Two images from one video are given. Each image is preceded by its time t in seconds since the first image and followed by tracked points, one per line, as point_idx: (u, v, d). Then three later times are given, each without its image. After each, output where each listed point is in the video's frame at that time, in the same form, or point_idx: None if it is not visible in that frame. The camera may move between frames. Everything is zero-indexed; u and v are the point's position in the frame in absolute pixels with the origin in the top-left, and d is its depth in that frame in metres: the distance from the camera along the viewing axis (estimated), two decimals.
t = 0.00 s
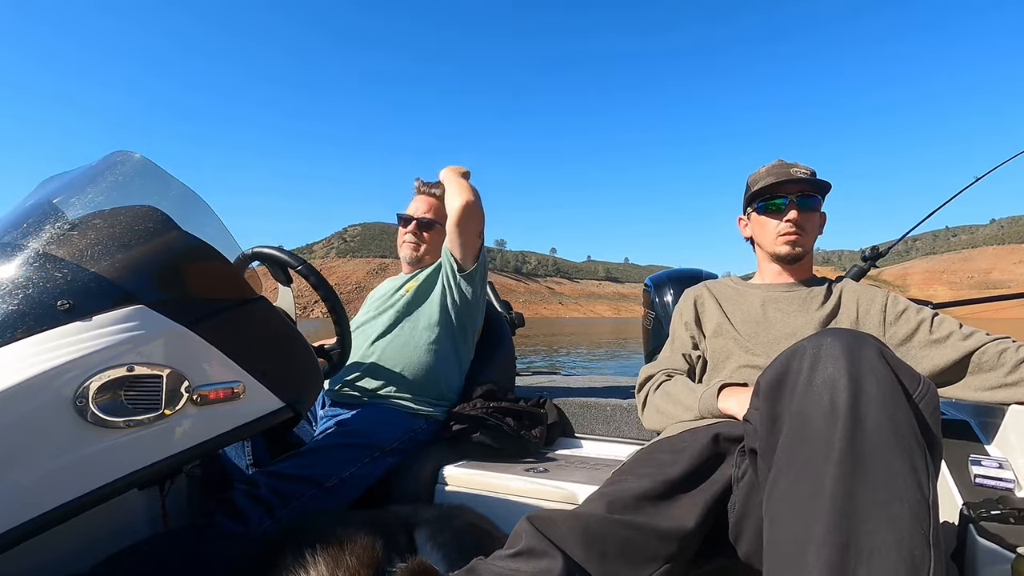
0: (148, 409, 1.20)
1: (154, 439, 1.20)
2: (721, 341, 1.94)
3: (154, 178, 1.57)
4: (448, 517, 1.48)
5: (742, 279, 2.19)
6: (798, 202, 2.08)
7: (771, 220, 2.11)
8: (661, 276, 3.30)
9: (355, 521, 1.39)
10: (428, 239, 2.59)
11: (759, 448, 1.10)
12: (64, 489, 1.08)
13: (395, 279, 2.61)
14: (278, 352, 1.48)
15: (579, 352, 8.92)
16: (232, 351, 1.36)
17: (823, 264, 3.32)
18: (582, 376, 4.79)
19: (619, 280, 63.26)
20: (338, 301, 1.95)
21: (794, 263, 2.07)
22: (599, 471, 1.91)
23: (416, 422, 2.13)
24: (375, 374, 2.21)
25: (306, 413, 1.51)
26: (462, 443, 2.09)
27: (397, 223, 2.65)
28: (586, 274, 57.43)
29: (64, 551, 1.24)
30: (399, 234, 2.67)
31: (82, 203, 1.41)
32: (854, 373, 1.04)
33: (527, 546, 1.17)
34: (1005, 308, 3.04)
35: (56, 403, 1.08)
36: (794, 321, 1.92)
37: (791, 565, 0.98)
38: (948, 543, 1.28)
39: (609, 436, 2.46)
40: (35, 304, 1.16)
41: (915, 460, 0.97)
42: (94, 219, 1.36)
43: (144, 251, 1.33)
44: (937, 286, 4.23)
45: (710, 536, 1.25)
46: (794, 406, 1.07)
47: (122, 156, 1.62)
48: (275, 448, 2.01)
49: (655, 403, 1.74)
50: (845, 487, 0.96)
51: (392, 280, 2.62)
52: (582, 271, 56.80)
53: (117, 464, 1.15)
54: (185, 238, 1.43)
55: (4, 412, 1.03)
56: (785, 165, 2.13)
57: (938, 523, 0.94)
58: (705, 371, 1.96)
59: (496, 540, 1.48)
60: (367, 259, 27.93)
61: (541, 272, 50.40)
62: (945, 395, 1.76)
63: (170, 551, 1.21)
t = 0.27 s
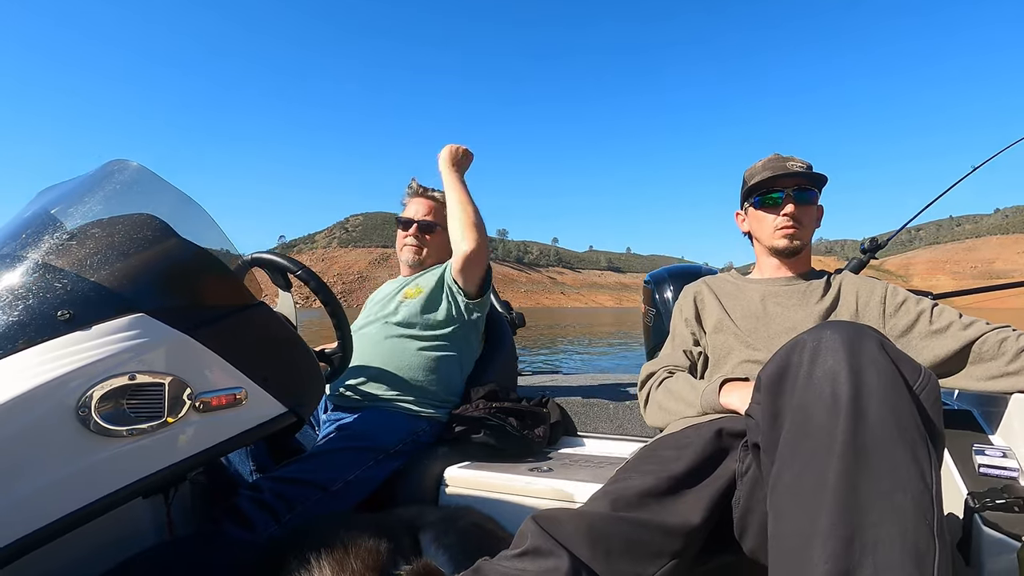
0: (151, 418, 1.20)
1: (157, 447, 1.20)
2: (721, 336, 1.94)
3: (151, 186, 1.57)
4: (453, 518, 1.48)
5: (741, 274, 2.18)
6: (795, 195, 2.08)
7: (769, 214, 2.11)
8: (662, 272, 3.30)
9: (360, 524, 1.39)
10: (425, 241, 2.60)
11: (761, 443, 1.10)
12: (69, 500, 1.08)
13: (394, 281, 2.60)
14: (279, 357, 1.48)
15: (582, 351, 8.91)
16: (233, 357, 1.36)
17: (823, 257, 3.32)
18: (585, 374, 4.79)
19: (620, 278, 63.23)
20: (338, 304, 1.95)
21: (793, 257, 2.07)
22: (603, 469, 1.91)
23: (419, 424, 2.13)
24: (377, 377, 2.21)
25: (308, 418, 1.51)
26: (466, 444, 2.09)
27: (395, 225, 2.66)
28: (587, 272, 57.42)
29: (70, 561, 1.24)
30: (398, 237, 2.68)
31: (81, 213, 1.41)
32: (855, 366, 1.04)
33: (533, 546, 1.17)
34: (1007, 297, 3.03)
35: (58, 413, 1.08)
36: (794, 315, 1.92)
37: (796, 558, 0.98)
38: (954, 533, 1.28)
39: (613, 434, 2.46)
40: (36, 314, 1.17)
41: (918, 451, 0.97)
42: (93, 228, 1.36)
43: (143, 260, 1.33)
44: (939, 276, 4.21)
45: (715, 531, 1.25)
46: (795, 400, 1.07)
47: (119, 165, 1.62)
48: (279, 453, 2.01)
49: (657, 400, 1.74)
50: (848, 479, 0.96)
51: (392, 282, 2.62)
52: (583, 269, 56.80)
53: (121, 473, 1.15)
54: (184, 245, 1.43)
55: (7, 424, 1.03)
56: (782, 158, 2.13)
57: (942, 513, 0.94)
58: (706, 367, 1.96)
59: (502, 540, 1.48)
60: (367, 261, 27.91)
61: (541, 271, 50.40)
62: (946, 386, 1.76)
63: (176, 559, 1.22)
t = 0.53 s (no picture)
0: (153, 423, 1.20)
1: (160, 452, 1.20)
2: (722, 333, 1.94)
3: (150, 192, 1.57)
4: (456, 519, 1.48)
5: (740, 271, 2.19)
6: (793, 190, 2.07)
7: (766, 210, 2.11)
8: (661, 270, 3.30)
9: (364, 527, 1.39)
10: (423, 242, 2.60)
11: (763, 439, 1.10)
12: (72, 506, 1.09)
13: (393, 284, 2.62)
14: (280, 361, 1.48)
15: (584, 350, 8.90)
16: (234, 361, 1.36)
17: (824, 252, 3.32)
18: (587, 373, 4.79)
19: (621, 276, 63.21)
20: (337, 306, 1.95)
21: (790, 253, 2.07)
22: (606, 467, 1.91)
23: (421, 426, 2.13)
24: (378, 379, 2.21)
25: (310, 421, 1.51)
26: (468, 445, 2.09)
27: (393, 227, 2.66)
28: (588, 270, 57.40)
29: (74, 567, 1.24)
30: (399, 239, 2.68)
31: (80, 219, 1.41)
32: (854, 360, 1.04)
33: (536, 546, 1.17)
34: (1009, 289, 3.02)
35: (61, 420, 1.09)
36: (794, 311, 1.92)
37: (799, 554, 0.98)
38: (957, 527, 1.28)
39: (615, 432, 2.46)
40: (36, 322, 1.17)
41: (918, 444, 0.97)
42: (92, 235, 1.37)
43: (142, 265, 1.34)
44: (941, 269, 4.20)
45: (719, 528, 1.25)
46: (795, 395, 1.07)
47: (118, 171, 1.62)
48: (282, 456, 2.02)
49: (658, 398, 1.74)
50: (849, 474, 0.96)
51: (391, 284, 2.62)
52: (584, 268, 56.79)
53: (124, 479, 1.15)
54: (183, 250, 1.43)
55: (9, 431, 1.03)
56: (779, 154, 2.13)
57: (943, 506, 0.94)
58: (707, 364, 1.96)
59: (505, 540, 1.48)
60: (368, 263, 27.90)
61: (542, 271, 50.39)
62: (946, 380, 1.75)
63: (180, 564, 1.22)
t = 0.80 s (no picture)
0: (152, 421, 1.20)
1: (159, 450, 1.20)
2: (721, 334, 1.94)
3: (150, 190, 1.58)
4: (455, 519, 1.48)
5: (739, 273, 2.19)
6: (791, 191, 2.07)
7: (765, 211, 2.11)
8: (661, 270, 3.30)
9: (363, 526, 1.39)
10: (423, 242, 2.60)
11: (762, 440, 1.10)
12: (71, 504, 1.09)
13: (393, 285, 2.64)
14: (280, 360, 1.48)
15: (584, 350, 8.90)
16: (233, 360, 1.36)
17: (824, 254, 3.32)
18: (587, 373, 4.79)
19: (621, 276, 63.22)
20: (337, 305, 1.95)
21: (789, 254, 2.07)
22: (605, 468, 1.91)
23: (420, 426, 2.13)
24: (377, 379, 2.21)
25: (309, 420, 1.51)
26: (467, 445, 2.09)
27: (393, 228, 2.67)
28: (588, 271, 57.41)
29: (73, 565, 1.24)
30: (399, 240, 2.69)
31: (80, 218, 1.41)
32: (853, 362, 1.04)
33: (535, 545, 1.17)
34: (1010, 291, 3.02)
35: (60, 418, 1.09)
36: (793, 312, 1.92)
37: (798, 555, 0.98)
38: (956, 528, 1.28)
39: (615, 433, 2.46)
40: (36, 319, 1.17)
41: (917, 446, 0.97)
42: (92, 233, 1.37)
43: (142, 264, 1.34)
44: (942, 271, 4.20)
45: (718, 529, 1.25)
46: (794, 396, 1.07)
47: (118, 169, 1.62)
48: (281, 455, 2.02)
49: (658, 399, 1.74)
50: (848, 475, 0.96)
51: (393, 285, 2.64)
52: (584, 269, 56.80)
53: (123, 477, 1.15)
54: (183, 249, 1.43)
55: (8, 429, 1.03)
56: (777, 155, 2.13)
57: (942, 508, 0.94)
58: (706, 365, 1.96)
59: (504, 540, 1.48)
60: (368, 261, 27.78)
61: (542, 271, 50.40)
62: (946, 381, 1.76)
63: (179, 562, 1.22)
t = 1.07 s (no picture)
0: (150, 414, 1.20)
1: (156, 443, 1.20)
2: (721, 339, 1.94)
3: (152, 182, 1.57)
4: (451, 518, 1.48)
5: (740, 277, 2.19)
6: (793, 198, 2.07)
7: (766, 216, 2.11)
8: (662, 273, 3.30)
9: (359, 523, 1.39)
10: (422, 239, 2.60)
11: (760, 445, 1.10)
12: (66, 495, 1.08)
13: (393, 282, 2.64)
14: (279, 355, 1.48)
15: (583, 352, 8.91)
16: (232, 354, 1.36)
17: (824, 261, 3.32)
18: (585, 375, 4.79)
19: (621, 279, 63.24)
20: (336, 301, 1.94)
21: (791, 260, 2.07)
22: (601, 470, 1.91)
23: (418, 424, 2.13)
24: (375, 376, 2.21)
25: (307, 415, 1.51)
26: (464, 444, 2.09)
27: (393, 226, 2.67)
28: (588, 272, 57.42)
29: (68, 557, 1.24)
30: (399, 237, 2.69)
31: (81, 209, 1.41)
32: (853, 368, 1.04)
33: (530, 546, 1.17)
34: (1009, 301, 3.02)
35: (57, 408, 1.08)
36: (793, 318, 1.92)
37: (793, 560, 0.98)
38: (951, 537, 1.28)
39: (612, 435, 2.46)
40: (36, 310, 1.17)
41: (915, 455, 0.97)
42: (93, 224, 1.36)
43: (143, 256, 1.33)
44: (943, 280, 4.21)
45: (713, 533, 1.25)
46: (793, 402, 1.07)
47: (120, 161, 1.62)
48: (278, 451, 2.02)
49: (656, 402, 1.74)
50: (846, 481, 0.96)
51: (393, 283, 2.64)
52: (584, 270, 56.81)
53: (119, 469, 1.15)
54: (185, 242, 1.43)
55: (5, 419, 1.03)
56: (780, 161, 2.13)
57: (939, 517, 0.94)
58: (705, 369, 1.96)
59: (499, 539, 1.48)
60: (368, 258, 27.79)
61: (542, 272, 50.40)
62: (945, 391, 1.75)
63: (173, 556, 1.22)
